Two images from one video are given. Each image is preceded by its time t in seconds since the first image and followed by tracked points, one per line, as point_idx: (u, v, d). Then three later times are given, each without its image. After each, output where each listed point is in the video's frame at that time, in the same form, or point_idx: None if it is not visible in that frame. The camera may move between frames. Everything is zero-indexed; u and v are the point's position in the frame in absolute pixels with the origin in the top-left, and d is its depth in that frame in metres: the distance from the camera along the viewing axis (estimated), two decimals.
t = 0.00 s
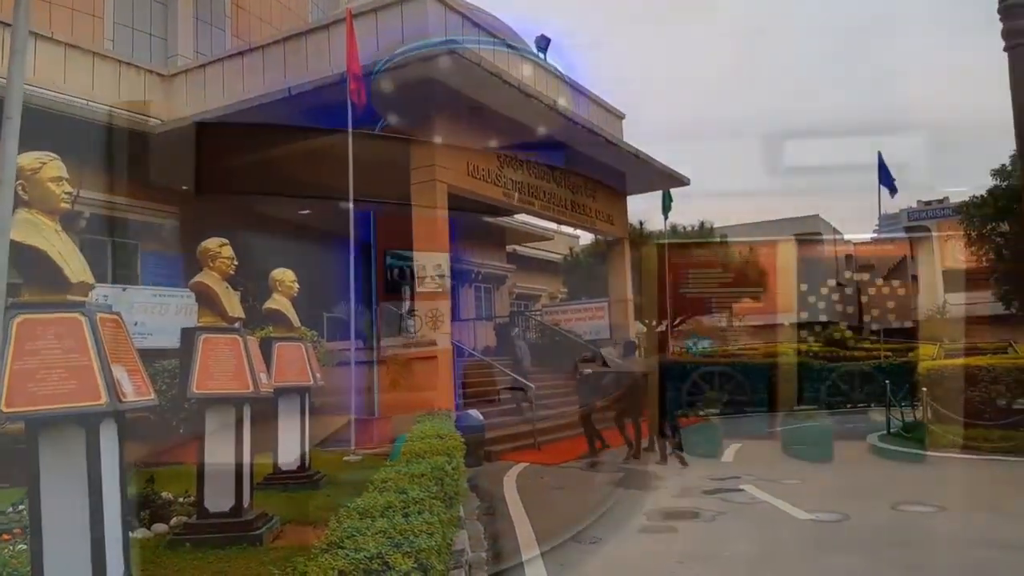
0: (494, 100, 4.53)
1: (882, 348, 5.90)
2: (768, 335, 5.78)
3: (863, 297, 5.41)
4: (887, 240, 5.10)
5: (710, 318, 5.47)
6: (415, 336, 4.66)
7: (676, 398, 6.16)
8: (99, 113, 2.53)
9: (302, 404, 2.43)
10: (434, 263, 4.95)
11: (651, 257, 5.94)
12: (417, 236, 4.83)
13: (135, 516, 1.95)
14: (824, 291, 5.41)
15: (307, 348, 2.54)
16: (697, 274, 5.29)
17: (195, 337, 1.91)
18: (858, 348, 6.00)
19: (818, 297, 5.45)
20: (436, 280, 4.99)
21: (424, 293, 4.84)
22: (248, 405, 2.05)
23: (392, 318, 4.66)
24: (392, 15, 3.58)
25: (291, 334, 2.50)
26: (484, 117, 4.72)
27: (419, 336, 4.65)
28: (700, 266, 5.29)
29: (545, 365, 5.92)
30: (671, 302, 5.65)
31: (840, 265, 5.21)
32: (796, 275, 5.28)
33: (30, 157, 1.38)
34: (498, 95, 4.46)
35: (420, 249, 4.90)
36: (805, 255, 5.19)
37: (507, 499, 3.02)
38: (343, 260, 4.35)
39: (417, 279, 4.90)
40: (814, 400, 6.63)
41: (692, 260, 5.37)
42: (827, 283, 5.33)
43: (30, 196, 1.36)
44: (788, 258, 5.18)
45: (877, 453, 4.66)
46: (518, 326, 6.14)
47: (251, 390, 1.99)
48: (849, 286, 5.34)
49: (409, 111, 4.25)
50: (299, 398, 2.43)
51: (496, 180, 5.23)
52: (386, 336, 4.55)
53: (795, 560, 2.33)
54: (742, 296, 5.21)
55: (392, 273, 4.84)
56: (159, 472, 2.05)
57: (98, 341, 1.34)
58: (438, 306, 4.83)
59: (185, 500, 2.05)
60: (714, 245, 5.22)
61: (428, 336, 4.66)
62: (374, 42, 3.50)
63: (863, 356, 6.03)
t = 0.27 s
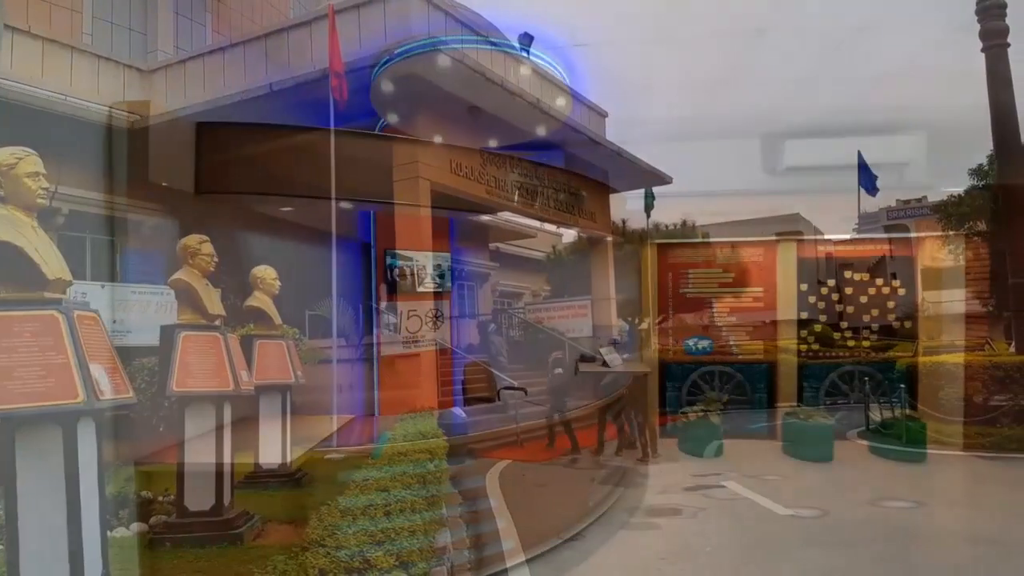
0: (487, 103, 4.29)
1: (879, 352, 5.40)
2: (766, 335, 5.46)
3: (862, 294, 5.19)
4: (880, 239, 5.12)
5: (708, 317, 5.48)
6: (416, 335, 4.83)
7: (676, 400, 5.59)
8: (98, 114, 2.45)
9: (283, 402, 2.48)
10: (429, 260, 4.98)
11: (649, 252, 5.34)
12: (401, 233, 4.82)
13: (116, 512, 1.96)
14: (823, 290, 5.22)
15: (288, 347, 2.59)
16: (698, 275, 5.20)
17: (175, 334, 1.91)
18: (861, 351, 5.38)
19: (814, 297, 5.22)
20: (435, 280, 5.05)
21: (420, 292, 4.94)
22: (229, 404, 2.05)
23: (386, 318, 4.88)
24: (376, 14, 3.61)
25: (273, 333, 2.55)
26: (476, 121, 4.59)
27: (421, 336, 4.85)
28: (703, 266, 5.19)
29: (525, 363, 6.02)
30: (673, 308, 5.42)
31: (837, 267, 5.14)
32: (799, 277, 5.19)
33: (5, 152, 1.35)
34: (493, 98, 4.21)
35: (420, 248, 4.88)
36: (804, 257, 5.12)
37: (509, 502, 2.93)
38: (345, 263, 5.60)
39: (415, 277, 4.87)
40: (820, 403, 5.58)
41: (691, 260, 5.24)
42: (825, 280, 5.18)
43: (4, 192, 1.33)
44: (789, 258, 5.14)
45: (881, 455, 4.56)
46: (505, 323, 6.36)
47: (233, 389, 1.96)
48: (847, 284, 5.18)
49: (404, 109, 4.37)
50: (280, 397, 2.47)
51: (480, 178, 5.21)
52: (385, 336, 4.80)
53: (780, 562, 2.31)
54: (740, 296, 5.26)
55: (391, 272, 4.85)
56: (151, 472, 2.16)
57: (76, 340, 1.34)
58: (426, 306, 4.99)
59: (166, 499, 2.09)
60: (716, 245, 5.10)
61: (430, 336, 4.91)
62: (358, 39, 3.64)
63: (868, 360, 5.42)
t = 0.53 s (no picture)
0: (478, 100, 4.39)
1: (867, 350, 5.47)
2: (757, 335, 5.45)
3: (850, 293, 5.36)
4: (873, 240, 5.27)
5: (699, 316, 5.38)
6: (406, 333, 4.86)
7: (665, 398, 5.58)
8: (86, 110, 2.33)
9: (279, 402, 2.56)
10: (423, 259, 4.98)
11: (642, 255, 5.31)
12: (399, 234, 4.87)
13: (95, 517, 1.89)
14: (814, 288, 5.37)
15: (285, 348, 2.69)
16: (690, 274, 5.28)
17: (173, 334, 2.03)
18: (850, 349, 5.46)
19: (805, 296, 5.38)
20: (428, 278, 5.01)
21: (413, 291, 4.94)
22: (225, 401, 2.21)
23: (381, 315, 4.87)
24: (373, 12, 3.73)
25: (270, 334, 2.64)
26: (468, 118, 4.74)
27: (411, 334, 4.91)
28: (695, 265, 5.28)
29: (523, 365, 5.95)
30: (664, 306, 5.35)
31: (828, 266, 5.32)
32: (787, 273, 5.34)
33: None
34: (484, 93, 4.29)
35: (407, 242, 4.92)
36: (794, 256, 5.30)
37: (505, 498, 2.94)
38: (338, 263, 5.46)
39: (407, 276, 4.87)
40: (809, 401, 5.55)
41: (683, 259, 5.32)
42: (815, 279, 5.36)
43: None
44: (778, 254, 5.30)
45: (864, 450, 5.25)
46: (502, 324, 6.18)
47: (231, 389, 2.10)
48: (836, 283, 5.35)
49: (398, 105, 4.57)
50: (277, 396, 2.56)
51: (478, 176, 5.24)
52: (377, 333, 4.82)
53: None
54: (732, 295, 5.35)
55: (384, 270, 4.83)
56: (140, 471, 2.04)
57: (72, 338, 1.43)
58: (420, 304, 5.01)
59: (163, 500, 2.07)
60: (707, 244, 5.26)
61: (420, 334, 4.97)
62: (356, 36, 3.83)
63: (857, 358, 5.48)
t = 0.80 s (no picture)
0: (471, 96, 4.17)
1: (847, 348, 5.75)
2: (742, 334, 5.76)
3: (831, 291, 5.72)
4: (855, 240, 5.60)
5: (687, 313, 5.73)
6: (395, 331, 4.95)
7: (654, 396, 5.76)
8: (61, 103, 2.04)
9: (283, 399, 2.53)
10: (412, 256, 5.03)
11: (630, 251, 5.73)
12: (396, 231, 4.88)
13: (22, 549, 1.78)
14: (797, 287, 5.73)
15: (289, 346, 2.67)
16: (677, 271, 5.70)
17: (176, 335, 2.48)
18: (833, 347, 5.75)
19: (787, 292, 5.73)
20: (416, 276, 5.10)
21: (403, 288, 5.00)
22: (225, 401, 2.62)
23: (372, 313, 4.77)
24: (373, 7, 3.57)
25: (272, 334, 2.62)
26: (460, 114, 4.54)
27: (401, 332, 5.01)
28: (682, 263, 5.72)
29: (519, 362, 6.00)
30: (653, 304, 5.72)
31: (811, 266, 5.69)
32: (772, 273, 5.73)
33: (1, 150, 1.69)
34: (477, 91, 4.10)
35: (405, 242, 4.97)
36: (779, 256, 5.70)
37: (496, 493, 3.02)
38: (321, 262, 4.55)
39: (396, 273, 4.92)
40: (791, 398, 5.80)
41: (672, 257, 5.72)
42: (799, 278, 5.73)
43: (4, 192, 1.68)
44: (763, 253, 5.70)
45: (843, 443, 5.48)
46: (503, 324, 6.01)
47: (228, 389, 2.56)
48: (818, 282, 5.71)
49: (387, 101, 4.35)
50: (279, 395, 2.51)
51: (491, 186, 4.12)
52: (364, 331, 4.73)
53: None
54: (719, 292, 5.73)
55: (371, 267, 4.75)
56: (131, 474, 2.13)
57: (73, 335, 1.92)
58: (408, 302, 5.04)
59: (163, 499, 2.17)
60: (694, 243, 5.69)
61: (409, 332, 5.09)
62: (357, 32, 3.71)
63: (838, 354, 5.77)
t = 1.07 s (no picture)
0: (461, 95, 3.84)
1: (834, 344, 5.89)
2: (729, 332, 5.84)
3: (817, 290, 5.84)
4: (839, 238, 5.71)
5: (677, 311, 5.79)
6: (385, 329, 4.99)
7: (643, 393, 5.87)
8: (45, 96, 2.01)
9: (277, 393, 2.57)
10: (400, 254, 5.04)
11: (621, 249, 5.82)
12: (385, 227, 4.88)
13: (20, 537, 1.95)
14: (783, 287, 5.83)
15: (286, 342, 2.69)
16: (666, 270, 5.77)
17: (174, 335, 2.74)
18: (819, 344, 5.88)
19: (775, 292, 5.82)
20: (406, 274, 5.17)
21: (392, 286, 5.00)
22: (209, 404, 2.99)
23: (361, 312, 4.77)
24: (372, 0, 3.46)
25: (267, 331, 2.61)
26: (448, 114, 4.23)
27: (391, 330, 5.06)
28: (671, 262, 5.80)
29: (517, 364, 5.74)
30: (642, 302, 5.80)
31: (796, 265, 5.82)
32: (758, 271, 5.83)
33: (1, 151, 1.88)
34: (468, 89, 3.75)
35: (401, 241, 5.02)
36: (765, 255, 5.82)
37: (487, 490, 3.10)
38: (311, 261, 4.54)
39: (385, 271, 4.91)
40: (777, 395, 5.92)
41: (662, 257, 5.81)
42: (786, 277, 5.83)
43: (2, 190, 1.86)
44: (751, 253, 5.82)
45: (827, 441, 5.63)
46: (502, 327, 5.71)
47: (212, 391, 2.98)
48: (805, 281, 5.82)
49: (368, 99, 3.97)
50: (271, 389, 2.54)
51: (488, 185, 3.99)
52: (355, 331, 4.74)
53: None
54: (708, 291, 5.79)
55: (360, 265, 4.74)
56: (129, 477, 2.28)
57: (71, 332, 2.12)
58: (397, 300, 5.06)
59: (161, 500, 2.34)
60: (683, 242, 5.78)
61: (399, 330, 5.18)
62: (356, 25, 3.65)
63: (824, 352, 5.89)
